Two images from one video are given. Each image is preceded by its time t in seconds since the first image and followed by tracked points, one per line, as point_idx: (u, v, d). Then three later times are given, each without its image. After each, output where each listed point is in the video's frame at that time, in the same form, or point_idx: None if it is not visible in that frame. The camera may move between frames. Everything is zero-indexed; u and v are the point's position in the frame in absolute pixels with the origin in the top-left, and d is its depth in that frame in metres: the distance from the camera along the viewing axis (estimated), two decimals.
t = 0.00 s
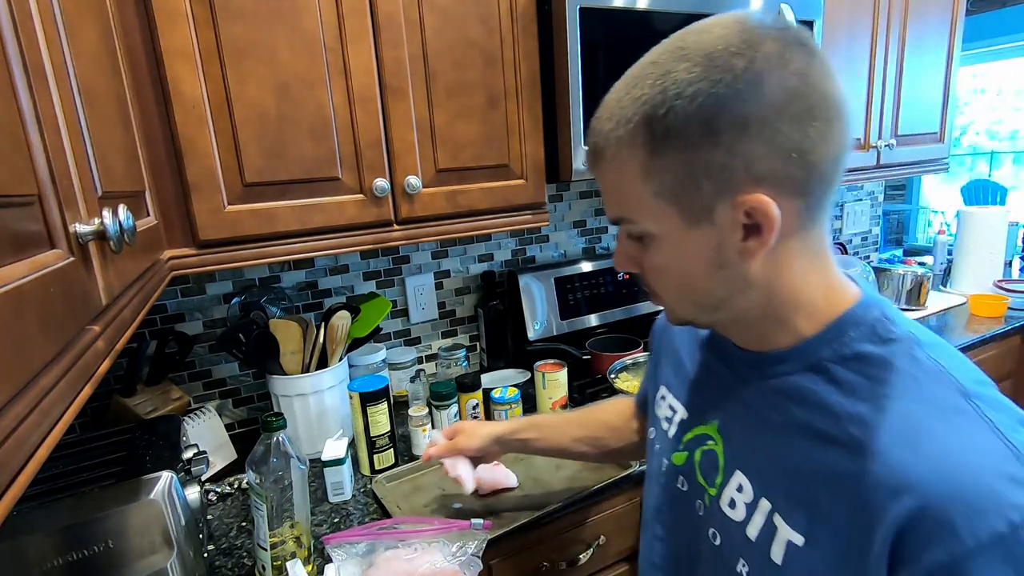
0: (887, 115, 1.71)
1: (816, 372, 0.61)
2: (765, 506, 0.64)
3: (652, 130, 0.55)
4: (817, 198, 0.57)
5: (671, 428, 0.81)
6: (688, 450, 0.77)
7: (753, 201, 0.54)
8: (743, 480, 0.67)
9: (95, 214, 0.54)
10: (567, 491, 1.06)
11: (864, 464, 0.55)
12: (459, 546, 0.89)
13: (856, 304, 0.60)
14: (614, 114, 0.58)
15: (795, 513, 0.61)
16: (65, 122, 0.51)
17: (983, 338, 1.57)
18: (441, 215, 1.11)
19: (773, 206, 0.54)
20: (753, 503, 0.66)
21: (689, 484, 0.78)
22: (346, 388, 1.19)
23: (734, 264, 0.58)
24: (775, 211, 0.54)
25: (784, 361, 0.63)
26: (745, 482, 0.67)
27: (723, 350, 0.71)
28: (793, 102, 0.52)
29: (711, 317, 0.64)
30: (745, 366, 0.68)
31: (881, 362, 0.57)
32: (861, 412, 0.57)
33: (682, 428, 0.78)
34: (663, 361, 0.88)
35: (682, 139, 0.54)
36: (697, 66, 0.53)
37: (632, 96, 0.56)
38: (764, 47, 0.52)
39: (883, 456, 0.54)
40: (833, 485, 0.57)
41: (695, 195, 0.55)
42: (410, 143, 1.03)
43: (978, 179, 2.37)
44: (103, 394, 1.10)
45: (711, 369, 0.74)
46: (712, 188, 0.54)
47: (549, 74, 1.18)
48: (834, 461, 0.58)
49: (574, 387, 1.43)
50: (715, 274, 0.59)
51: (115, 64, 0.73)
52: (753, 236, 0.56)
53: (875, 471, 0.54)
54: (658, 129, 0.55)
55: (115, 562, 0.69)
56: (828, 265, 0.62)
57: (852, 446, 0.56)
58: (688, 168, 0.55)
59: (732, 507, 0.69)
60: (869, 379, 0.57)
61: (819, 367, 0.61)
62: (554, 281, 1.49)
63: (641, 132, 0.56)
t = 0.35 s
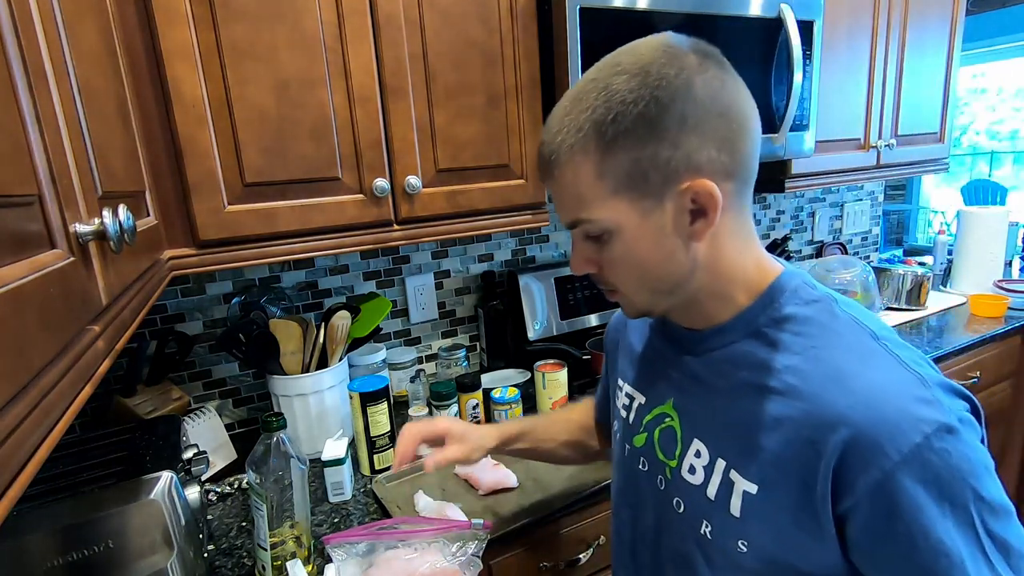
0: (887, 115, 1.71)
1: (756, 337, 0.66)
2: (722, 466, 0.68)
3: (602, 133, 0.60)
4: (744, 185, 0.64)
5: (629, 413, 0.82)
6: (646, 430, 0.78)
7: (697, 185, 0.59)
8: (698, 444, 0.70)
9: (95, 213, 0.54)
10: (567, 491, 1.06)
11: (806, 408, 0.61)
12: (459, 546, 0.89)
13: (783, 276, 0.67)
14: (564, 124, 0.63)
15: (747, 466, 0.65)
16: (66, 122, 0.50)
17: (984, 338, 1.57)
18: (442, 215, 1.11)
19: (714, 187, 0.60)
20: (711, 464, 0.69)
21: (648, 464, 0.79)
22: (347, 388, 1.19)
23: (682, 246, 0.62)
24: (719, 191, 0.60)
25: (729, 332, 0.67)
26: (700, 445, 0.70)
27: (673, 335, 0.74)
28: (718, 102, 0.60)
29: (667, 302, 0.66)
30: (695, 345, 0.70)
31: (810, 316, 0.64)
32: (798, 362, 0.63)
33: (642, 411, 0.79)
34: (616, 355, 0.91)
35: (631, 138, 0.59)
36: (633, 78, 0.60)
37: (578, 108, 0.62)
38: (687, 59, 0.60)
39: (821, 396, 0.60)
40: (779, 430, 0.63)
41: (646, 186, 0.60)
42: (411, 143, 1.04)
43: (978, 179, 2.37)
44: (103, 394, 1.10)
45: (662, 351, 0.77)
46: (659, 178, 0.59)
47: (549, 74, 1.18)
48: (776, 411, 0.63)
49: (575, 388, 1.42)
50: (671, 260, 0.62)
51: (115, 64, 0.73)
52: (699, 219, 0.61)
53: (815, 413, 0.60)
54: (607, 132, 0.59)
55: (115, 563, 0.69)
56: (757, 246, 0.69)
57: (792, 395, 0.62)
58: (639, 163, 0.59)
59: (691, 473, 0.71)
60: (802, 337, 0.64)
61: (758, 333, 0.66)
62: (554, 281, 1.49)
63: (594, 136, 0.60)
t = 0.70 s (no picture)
0: (887, 115, 1.71)
1: (774, 337, 0.66)
2: (744, 465, 0.67)
3: (636, 132, 0.59)
4: (765, 189, 0.65)
5: (626, 410, 0.82)
6: (649, 429, 0.78)
7: (729, 190, 0.60)
8: (716, 443, 0.70)
9: (95, 213, 0.54)
10: (565, 491, 1.06)
11: (833, 405, 0.61)
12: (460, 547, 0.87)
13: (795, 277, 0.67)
14: (593, 120, 0.61)
15: (770, 464, 0.65)
16: (66, 122, 0.51)
17: (984, 338, 1.57)
18: (442, 215, 1.11)
19: (748, 195, 0.61)
20: (731, 463, 0.68)
21: (652, 461, 0.79)
22: (347, 388, 1.19)
23: (708, 250, 0.63)
24: (750, 195, 0.61)
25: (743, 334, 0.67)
26: (718, 444, 0.70)
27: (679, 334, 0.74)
28: (746, 105, 0.61)
29: (683, 307, 0.66)
30: (709, 348, 0.70)
31: (830, 316, 0.65)
32: (821, 361, 0.63)
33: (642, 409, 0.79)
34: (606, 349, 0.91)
35: (666, 139, 0.58)
36: (668, 75, 0.59)
37: (609, 104, 0.60)
38: (717, 58, 0.61)
39: (847, 394, 0.60)
40: (804, 428, 0.63)
41: (676, 189, 0.60)
42: (410, 143, 1.03)
43: (978, 180, 2.37)
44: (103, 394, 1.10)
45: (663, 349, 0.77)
46: (690, 181, 0.59)
47: (549, 74, 1.18)
48: (802, 408, 0.63)
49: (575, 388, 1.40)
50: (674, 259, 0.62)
51: (115, 64, 0.73)
52: (726, 224, 0.62)
53: (843, 409, 0.60)
54: (640, 132, 0.59)
55: (116, 562, 0.70)
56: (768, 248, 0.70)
57: (818, 393, 0.62)
58: (670, 165, 0.59)
59: (709, 473, 0.71)
60: (821, 336, 0.64)
61: (775, 332, 0.66)
62: (554, 281, 1.50)
63: (624, 136, 0.59)
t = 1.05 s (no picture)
0: (887, 115, 1.71)
1: (791, 350, 0.67)
2: (756, 477, 0.68)
3: (680, 143, 0.58)
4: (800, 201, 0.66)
5: (627, 412, 0.82)
6: (653, 432, 0.78)
7: (769, 209, 0.61)
8: (730, 455, 0.70)
9: (95, 213, 0.54)
10: (565, 491, 1.06)
11: (854, 424, 0.61)
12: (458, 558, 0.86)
13: (813, 290, 0.68)
14: (633, 124, 0.59)
15: (784, 476, 0.66)
16: (65, 122, 0.51)
17: (983, 338, 1.57)
18: (442, 215, 1.11)
19: (788, 215, 0.61)
20: (743, 474, 0.69)
21: (653, 464, 0.79)
22: (347, 388, 1.18)
23: (739, 267, 0.63)
24: (790, 215, 0.61)
25: (759, 344, 0.68)
26: (732, 456, 0.70)
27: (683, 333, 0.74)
28: (791, 118, 0.60)
29: (702, 320, 0.67)
30: (723, 354, 0.70)
31: (851, 332, 0.65)
32: (843, 378, 0.63)
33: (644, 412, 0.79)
34: (607, 347, 0.91)
35: (711, 152, 0.58)
36: (717, 82, 0.57)
37: (653, 107, 0.58)
38: (767, 66, 0.59)
39: (870, 412, 0.60)
40: (823, 445, 0.63)
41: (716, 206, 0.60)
42: (411, 143, 1.03)
43: (978, 180, 2.37)
44: (103, 394, 1.10)
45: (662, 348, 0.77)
46: (731, 198, 0.59)
47: (549, 74, 1.18)
48: (822, 425, 0.63)
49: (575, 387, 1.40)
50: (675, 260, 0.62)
51: (115, 64, 0.73)
52: (761, 242, 0.63)
53: (864, 428, 0.60)
54: (684, 142, 0.58)
55: (116, 563, 0.70)
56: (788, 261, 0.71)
57: (839, 410, 0.62)
58: (711, 180, 0.59)
59: (718, 482, 0.71)
60: (840, 351, 0.64)
61: (792, 346, 0.67)
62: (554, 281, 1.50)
63: (665, 144, 0.58)
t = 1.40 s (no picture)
0: (887, 115, 1.71)
1: (783, 345, 0.67)
2: (750, 468, 0.68)
3: (687, 141, 0.58)
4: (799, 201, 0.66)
5: (625, 407, 0.82)
6: (650, 427, 0.78)
7: (771, 206, 0.61)
8: (724, 448, 0.70)
9: (95, 214, 0.54)
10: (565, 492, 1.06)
11: (845, 415, 0.61)
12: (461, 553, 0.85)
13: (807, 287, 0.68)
14: (641, 124, 0.60)
15: (778, 468, 0.66)
16: (65, 122, 0.50)
17: (983, 338, 1.57)
18: (442, 215, 1.11)
19: (788, 213, 0.62)
20: (738, 466, 0.69)
21: (651, 459, 0.79)
22: (347, 388, 1.18)
23: (738, 262, 0.64)
24: (789, 212, 0.62)
25: (754, 340, 0.68)
26: (726, 449, 0.70)
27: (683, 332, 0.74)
28: (791, 120, 0.62)
29: (702, 315, 0.67)
30: (720, 350, 0.70)
31: (842, 326, 0.65)
32: (834, 371, 0.63)
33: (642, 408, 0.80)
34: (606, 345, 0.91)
35: (717, 149, 0.58)
36: (722, 82, 0.59)
37: (660, 106, 0.59)
38: (770, 69, 0.61)
39: (860, 405, 0.61)
40: (815, 436, 0.63)
41: (718, 203, 0.60)
42: (411, 143, 1.03)
43: (978, 180, 2.37)
44: (103, 393, 1.10)
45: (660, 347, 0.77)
46: (734, 195, 0.60)
47: (549, 74, 1.18)
48: (814, 416, 0.64)
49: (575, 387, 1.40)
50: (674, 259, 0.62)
51: (115, 64, 0.73)
52: (761, 238, 0.63)
53: (853, 419, 0.61)
54: (691, 140, 0.58)
55: (115, 563, 0.69)
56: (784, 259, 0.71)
57: (830, 403, 0.63)
58: (716, 177, 0.59)
59: (714, 474, 0.71)
60: (833, 346, 0.65)
61: (785, 341, 0.67)
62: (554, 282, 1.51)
63: (672, 141, 0.59)
